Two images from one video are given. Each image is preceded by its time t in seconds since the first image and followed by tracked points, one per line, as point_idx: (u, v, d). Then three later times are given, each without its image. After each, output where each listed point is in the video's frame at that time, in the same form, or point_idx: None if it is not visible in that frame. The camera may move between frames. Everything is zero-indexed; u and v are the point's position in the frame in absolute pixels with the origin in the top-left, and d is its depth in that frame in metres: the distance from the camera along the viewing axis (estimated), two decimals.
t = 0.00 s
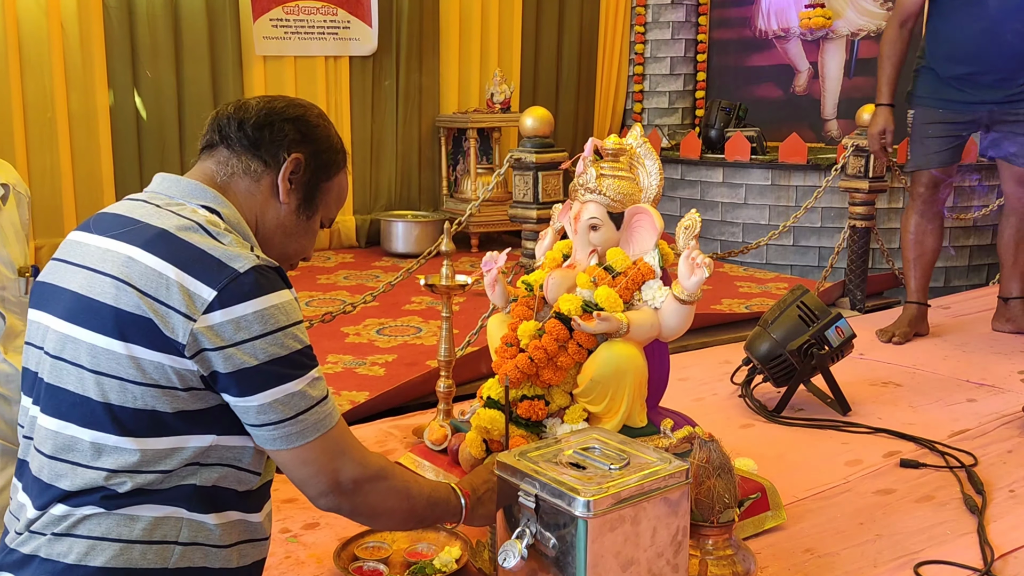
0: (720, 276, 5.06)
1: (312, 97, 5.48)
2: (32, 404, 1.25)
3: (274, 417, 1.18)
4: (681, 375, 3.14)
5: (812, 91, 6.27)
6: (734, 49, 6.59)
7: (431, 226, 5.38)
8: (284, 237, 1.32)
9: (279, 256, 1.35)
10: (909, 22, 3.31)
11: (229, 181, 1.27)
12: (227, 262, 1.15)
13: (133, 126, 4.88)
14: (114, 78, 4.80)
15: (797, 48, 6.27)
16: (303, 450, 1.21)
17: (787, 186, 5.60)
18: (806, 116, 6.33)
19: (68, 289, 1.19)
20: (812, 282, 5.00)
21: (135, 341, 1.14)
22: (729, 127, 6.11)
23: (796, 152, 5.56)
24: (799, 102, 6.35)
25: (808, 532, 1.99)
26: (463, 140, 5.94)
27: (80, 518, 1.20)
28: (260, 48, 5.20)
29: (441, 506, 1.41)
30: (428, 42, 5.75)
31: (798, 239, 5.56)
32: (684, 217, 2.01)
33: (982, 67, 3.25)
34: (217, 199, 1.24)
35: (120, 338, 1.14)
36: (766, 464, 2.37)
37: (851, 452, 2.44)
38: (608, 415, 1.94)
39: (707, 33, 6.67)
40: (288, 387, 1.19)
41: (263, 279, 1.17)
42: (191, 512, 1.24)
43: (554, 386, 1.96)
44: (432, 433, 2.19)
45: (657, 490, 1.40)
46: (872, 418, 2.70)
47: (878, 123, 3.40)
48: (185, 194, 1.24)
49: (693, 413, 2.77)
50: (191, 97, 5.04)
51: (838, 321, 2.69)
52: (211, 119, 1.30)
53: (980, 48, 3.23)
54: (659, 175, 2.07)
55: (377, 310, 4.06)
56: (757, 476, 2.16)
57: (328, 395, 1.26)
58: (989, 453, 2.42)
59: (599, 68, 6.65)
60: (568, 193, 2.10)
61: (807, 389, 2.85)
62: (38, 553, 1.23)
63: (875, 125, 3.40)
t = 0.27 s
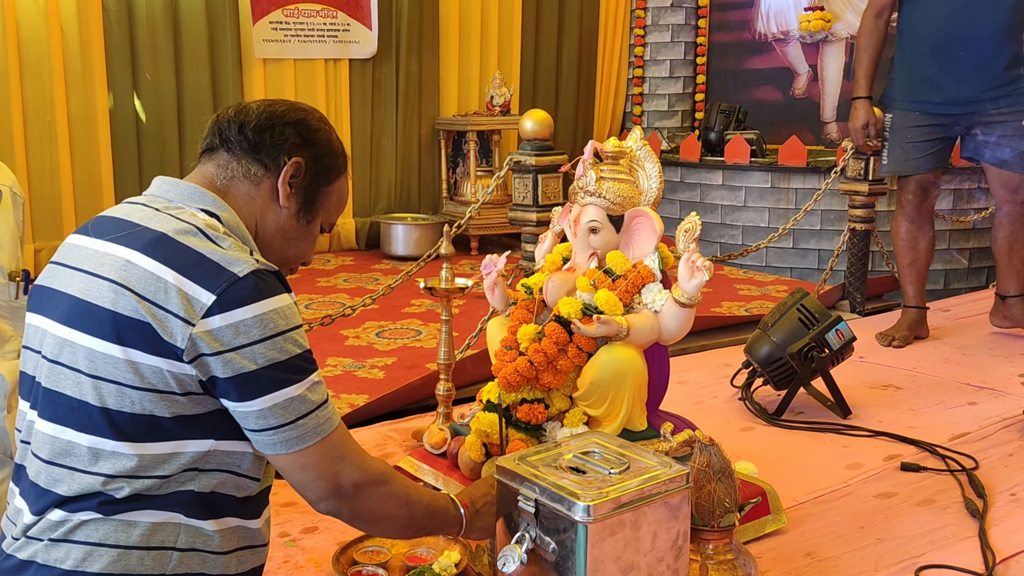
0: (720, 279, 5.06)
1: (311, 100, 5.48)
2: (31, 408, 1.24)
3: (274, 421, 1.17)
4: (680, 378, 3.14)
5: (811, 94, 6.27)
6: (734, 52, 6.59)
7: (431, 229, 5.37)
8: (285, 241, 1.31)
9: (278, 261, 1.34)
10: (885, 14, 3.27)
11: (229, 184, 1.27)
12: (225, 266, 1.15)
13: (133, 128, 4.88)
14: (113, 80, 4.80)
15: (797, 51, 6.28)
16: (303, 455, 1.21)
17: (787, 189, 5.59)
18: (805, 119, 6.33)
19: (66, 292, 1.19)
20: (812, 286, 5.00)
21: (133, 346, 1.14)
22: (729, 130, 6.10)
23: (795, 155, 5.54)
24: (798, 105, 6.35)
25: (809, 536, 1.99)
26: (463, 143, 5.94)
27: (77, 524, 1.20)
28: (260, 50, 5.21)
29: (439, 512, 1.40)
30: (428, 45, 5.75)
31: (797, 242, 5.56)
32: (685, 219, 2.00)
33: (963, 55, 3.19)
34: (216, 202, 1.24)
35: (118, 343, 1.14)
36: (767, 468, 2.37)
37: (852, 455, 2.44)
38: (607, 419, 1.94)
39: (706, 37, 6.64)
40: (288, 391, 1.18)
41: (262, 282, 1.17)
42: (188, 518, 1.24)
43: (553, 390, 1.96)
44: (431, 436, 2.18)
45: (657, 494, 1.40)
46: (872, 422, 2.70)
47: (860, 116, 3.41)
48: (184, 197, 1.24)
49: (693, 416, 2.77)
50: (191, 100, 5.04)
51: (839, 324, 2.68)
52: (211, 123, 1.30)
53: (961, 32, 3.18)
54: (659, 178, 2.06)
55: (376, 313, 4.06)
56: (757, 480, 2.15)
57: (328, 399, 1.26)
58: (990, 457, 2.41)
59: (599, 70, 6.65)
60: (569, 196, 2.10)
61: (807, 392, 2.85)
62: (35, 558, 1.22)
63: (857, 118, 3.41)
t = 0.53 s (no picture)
0: (721, 282, 5.05)
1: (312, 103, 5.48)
2: (29, 414, 1.23)
3: (276, 425, 1.16)
4: (682, 382, 3.12)
5: (812, 97, 6.26)
6: (735, 55, 6.59)
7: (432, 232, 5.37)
8: (284, 244, 1.31)
9: (279, 263, 1.33)
10: (873, 17, 3.24)
11: (227, 187, 1.26)
12: (225, 271, 1.14)
13: (133, 132, 4.88)
14: (114, 83, 4.79)
15: (798, 54, 6.27)
16: (306, 458, 1.20)
17: (789, 192, 5.58)
18: (807, 122, 6.32)
19: (64, 297, 1.18)
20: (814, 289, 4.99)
21: (133, 351, 1.13)
22: (730, 133, 6.10)
23: (798, 158, 5.56)
24: (799, 108, 6.34)
25: (812, 542, 1.97)
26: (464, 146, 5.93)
27: (76, 530, 1.19)
28: (261, 54, 5.21)
29: (441, 517, 1.39)
30: (428, 48, 5.75)
31: (799, 246, 5.55)
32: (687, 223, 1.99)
33: (959, 53, 3.12)
34: (216, 206, 1.23)
35: (117, 348, 1.13)
36: (769, 472, 2.36)
37: (855, 460, 2.43)
38: (609, 423, 1.92)
39: (707, 39, 6.67)
40: (290, 395, 1.17)
41: (262, 286, 1.16)
42: (188, 524, 1.23)
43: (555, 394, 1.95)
44: (432, 441, 2.17)
45: (660, 500, 1.39)
46: (875, 426, 2.68)
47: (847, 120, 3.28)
48: (183, 201, 1.23)
49: (695, 421, 2.76)
50: (191, 103, 5.03)
51: (841, 328, 2.68)
52: (208, 125, 1.29)
53: (956, 29, 3.12)
54: (661, 182, 2.06)
55: (377, 316, 4.05)
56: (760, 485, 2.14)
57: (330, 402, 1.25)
58: (994, 461, 2.40)
59: (600, 73, 6.64)
60: (570, 199, 2.09)
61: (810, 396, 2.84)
62: (34, 564, 1.21)
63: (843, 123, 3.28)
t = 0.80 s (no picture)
0: (724, 286, 5.04)
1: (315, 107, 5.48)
2: (30, 420, 1.22)
3: (281, 429, 1.15)
4: (686, 387, 3.11)
5: (815, 100, 6.25)
6: (738, 59, 6.58)
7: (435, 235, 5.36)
8: (285, 245, 1.30)
9: (281, 264, 1.33)
10: (892, 16, 3.02)
11: (227, 189, 1.25)
12: (227, 275, 1.13)
13: (136, 136, 4.88)
14: (117, 87, 4.80)
15: (801, 57, 6.26)
16: (311, 462, 1.19)
17: (792, 196, 5.57)
18: (809, 125, 6.31)
19: (64, 302, 1.17)
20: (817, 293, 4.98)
21: (134, 357, 1.12)
22: (733, 136, 6.09)
23: (800, 162, 5.52)
24: (802, 111, 6.33)
25: (817, 548, 1.96)
26: (466, 150, 5.93)
27: (79, 536, 1.18)
28: (263, 57, 5.21)
29: (446, 522, 1.37)
30: (431, 52, 5.75)
31: (802, 249, 5.54)
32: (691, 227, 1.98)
33: (966, 57, 2.98)
34: (217, 209, 1.22)
35: (118, 354, 1.12)
36: (774, 477, 2.34)
37: (860, 465, 2.41)
38: (613, 428, 1.92)
39: (710, 43, 6.69)
40: (294, 398, 1.16)
41: (264, 290, 1.15)
42: (191, 530, 1.21)
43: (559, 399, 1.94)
44: (434, 446, 2.15)
45: (665, 506, 1.38)
46: (880, 431, 2.67)
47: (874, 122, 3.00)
48: (184, 204, 1.22)
49: (699, 425, 2.74)
50: (193, 106, 5.03)
51: (845, 332, 2.66)
52: (206, 127, 1.28)
53: (966, 32, 2.98)
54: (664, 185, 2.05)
55: (380, 320, 4.04)
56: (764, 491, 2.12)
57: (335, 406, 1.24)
58: (1000, 467, 2.39)
59: (602, 76, 6.63)
60: (573, 203, 2.08)
61: (814, 400, 2.82)
62: (36, 571, 1.20)
63: (870, 126, 3.01)
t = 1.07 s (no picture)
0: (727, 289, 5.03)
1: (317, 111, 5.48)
2: (33, 426, 1.21)
3: (286, 432, 1.15)
4: (689, 391, 3.10)
5: (818, 103, 6.25)
6: (740, 62, 6.58)
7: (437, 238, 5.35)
8: (286, 246, 1.29)
9: (282, 266, 1.32)
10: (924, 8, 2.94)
11: (227, 192, 1.25)
12: (229, 279, 1.13)
13: (139, 139, 4.87)
14: (119, 91, 4.79)
15: (803, 61, 6.26)
16: (316, 464, 1.18)
17: (794, 199, 5.56)
18: (812, 128, 6.31)
19: (66, 309, 1.16)
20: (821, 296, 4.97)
21: (137, 362, 1.11)
22: (735, 139, 6.08)
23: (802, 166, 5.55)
24: (805, 115, 6.32)
25: (822, 553, 1.95)
26: (468, 153, 5.92)
27: (83, 542, 1.17)
28: (266, 61, 5.20)
29: (451, 528, 1.37)
30: (433, 56, 5.75)
31: (805, 252, 5.53)
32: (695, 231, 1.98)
33: (995, 57, 2.90)
34: (218, 212, 1.22)
35: (120, 360, 1.11)
36: (778, 482, 2.33)
37: (864, 470, 2.40)
38: (617, 433, 1.91)
39: (712, 46, 6.69)
40: (299, 402, 1.16)
41: (267, 294, 1.14)
42: (197, 536, 1.21)
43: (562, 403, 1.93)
44: (437, 450, 2.14)
45: (670, 512, 1.37)
46: (884, 435, 2.66)
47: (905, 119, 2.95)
48: (185, 208, 1.22)
49: (702, 429, 2.73)
50: (196, 110, 5.03)
51: (850, 336, 2.65)
52: (205, 130, 1.27)
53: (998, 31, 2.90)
54: (669, 189, 2.03)
55: (382, 324, 4.04)
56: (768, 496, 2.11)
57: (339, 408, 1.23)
58: (1005, 471, 2.38)
59: (604, 80, 6.62)
60: (576, 207, 2.07)
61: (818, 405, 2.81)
62: None
63: (904, 122, 2.96)
